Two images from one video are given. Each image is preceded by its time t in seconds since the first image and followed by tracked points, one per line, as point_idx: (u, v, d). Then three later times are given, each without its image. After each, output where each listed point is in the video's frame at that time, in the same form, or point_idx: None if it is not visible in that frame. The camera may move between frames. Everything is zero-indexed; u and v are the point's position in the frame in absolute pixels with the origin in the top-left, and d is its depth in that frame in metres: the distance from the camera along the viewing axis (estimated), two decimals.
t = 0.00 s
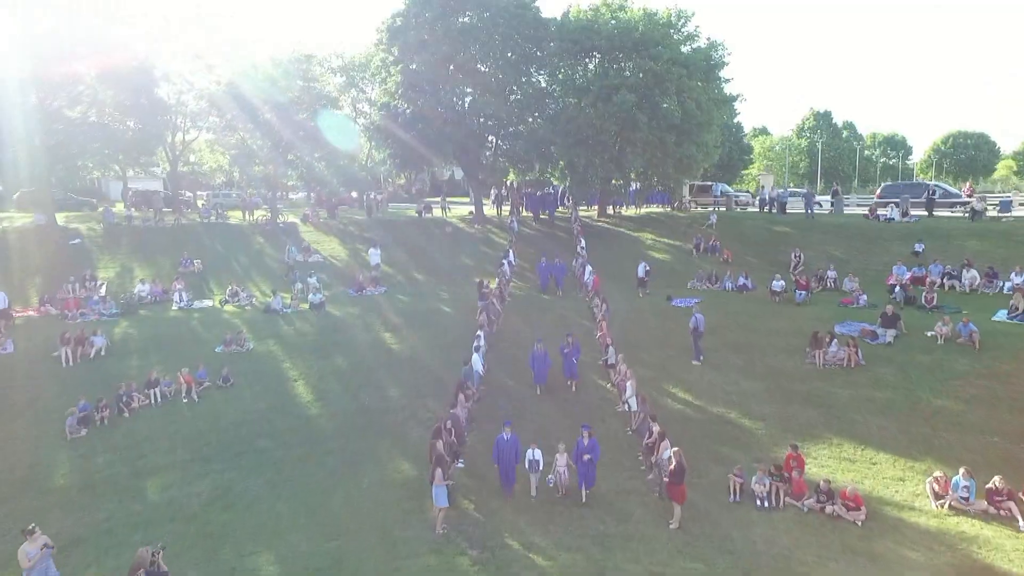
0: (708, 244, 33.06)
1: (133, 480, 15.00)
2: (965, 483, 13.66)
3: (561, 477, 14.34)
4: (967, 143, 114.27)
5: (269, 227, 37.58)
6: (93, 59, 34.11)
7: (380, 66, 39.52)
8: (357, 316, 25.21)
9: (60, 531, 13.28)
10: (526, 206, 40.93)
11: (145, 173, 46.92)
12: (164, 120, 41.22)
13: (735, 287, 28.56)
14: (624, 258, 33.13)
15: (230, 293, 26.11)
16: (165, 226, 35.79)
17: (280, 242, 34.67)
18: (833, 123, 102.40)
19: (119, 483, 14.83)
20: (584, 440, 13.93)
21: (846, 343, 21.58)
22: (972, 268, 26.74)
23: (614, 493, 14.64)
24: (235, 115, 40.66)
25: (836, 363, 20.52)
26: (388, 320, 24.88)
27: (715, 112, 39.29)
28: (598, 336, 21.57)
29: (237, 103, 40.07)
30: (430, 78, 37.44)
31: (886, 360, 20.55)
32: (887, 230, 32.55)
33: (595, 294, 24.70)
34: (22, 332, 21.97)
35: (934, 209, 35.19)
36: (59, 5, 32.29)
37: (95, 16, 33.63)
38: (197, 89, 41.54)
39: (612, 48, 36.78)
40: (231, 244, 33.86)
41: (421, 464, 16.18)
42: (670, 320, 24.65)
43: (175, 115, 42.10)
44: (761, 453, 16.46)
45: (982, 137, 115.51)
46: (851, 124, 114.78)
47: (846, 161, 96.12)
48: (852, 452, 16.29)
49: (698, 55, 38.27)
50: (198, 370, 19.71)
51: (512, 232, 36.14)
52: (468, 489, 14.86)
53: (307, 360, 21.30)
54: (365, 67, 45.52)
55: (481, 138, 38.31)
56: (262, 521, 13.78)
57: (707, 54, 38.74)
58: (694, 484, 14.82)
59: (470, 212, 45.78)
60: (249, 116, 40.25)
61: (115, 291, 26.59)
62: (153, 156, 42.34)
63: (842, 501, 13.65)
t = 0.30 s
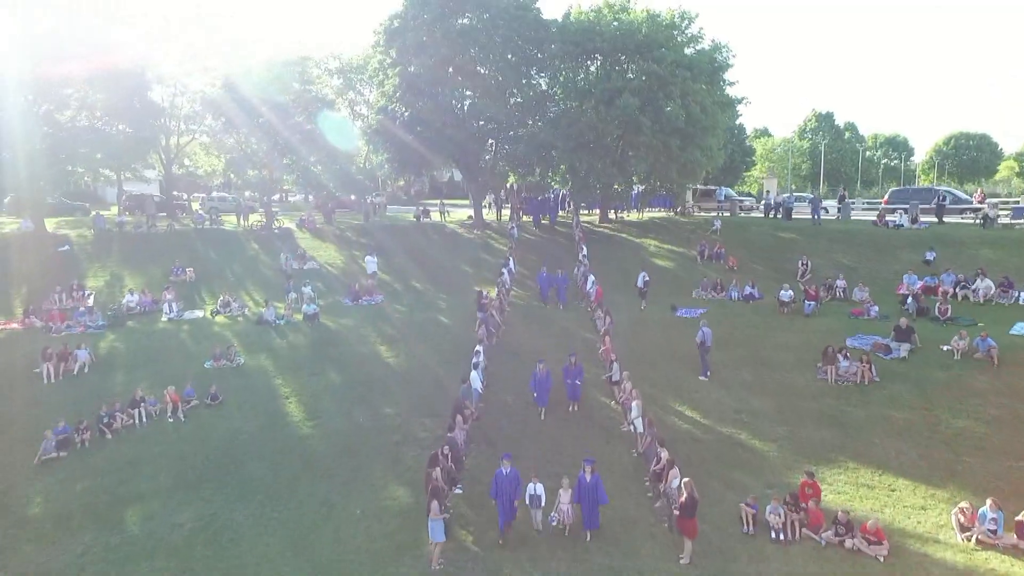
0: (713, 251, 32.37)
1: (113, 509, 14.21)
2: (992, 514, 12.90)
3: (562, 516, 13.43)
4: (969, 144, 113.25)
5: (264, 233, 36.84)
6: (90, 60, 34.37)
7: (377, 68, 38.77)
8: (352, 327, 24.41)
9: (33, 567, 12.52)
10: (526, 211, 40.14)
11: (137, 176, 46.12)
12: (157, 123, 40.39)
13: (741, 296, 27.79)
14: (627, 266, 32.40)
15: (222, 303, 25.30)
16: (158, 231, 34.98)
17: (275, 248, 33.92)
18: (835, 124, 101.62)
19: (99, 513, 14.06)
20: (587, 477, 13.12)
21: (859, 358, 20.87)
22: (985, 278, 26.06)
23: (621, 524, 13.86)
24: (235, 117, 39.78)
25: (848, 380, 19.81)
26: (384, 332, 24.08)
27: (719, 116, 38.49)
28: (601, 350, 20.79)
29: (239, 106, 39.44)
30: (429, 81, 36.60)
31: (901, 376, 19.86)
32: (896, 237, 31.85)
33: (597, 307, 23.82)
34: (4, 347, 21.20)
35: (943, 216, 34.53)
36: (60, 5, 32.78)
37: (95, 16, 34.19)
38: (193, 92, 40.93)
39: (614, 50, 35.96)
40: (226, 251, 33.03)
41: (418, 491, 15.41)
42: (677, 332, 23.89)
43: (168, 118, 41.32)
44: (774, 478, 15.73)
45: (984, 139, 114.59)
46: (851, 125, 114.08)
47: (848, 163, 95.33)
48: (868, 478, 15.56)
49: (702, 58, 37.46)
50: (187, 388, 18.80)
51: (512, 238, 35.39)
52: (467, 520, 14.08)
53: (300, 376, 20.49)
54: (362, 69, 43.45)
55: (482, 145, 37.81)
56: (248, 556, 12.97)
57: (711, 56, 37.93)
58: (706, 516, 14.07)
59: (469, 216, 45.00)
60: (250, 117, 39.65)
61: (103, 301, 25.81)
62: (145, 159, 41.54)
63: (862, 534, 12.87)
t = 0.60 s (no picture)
0: (709, 258, 31.76)
1: (79, 543, 13.31)
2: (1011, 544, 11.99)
3: (557, 557, 12.43)
4: (959, 146, 113.37)
5: (249, 239, 35.88)
6: (69, 61, 33.34)
7: (366, 70, 37.92)
8: (339, 341, 23.55)
9: None
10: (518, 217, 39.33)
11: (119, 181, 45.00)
12: (138, 125, 39.40)
13: (739, 306, 27.18)
14: (622, 273, 31.73)
15: (203, 315, 24.36)
16: (139, 237, 34.03)
17: (260, 256, 33.00)
18: (825, 125, 101.50)
19: (64, 548, 13.15)
20: (584, 515, 12.12)
21: (863, 372, 20.33)
22: (987, 287, 25.57)
23: (620, 556, 13.11)
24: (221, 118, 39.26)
25: (852, 396, 19.23)
26: (372, 346, 23.24)
27: (715, 120, 37.84)
28: (597, 366, 20.05)
29: (218, 105, 39.41)
30: (419, 83, 35.71)
31: (906, 392, 19.28)
32: (895, 244, 31.34)
33: (593, 319, 22.99)
34: None
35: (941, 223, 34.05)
36: (59, 5, 31.83)
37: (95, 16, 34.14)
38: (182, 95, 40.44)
39: (609, 53, 35.24)
40: (209, 258, 32.09)
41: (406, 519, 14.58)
42: (674, 345, 23.20)
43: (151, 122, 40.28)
44: (780, 503, 15.03)
45: (974, 140, 114.77)
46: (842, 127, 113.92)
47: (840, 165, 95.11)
48: (877, 504, 14.89)
49: (698, 61, 36.79)
50: (164, 408, 17.83)
51: (504, 245, 34.61)
52: (457, 553, 13.28)
53: (283, 393, 19.63)
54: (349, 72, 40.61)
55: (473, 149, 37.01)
56: None
57: (706, 59, 37.29)
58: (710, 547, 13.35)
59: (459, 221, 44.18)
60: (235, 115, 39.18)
61: (79, 313, 24.82)
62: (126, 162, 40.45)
63: (874, 568, 11.74)
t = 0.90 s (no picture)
0: (705, 265, 31.08)
1: None
2: None
3: None
4: (948, 148, 113.43)
5: (234, 244, 34.90)
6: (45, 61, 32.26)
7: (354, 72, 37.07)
8: (324, 354, 22.66)
9: None
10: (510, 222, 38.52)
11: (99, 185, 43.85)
12: (119, 127, 38.37)
13: (736, 315, 26.48)
14: (616, 281, 31.02)
15: (183, 327, 23.41)
16: (119, 244, 33.00)
17: (245, 263, 32.07)
18: (817, 126, 101.15)
19: None
20: (584, 564, 11.03)
21: (867, 388, 19.62)
22: (989, 296, 25.05)
23: None
24: (201, 121, 38.30)
25: (857, 413, 18.65)
26: (359, 360, 22.35)
27: (710, 123, 37.23)
28: (592, 382, 19.25)
29: (196, 109, 38.08)
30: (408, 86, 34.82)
31: (912, 409, 18.65)
32: (894, 251, 30.78)
33: (588, 332, 22.21)
34: None
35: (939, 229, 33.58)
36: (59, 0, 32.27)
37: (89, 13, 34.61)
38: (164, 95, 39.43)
39: (603, 56, 34.56)
40: (191, 266, 31.10)
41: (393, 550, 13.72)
42: (672, 359, 22.47)
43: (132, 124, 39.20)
44: (787, 530, 14.31)
45: (963, 142, 114.87)
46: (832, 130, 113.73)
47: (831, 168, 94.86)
48: (888, 531, 14.20)
49: (693, 63, 36.21)
50: (138, 430, 16.90)
51: (496, 251, 33.78)
52: None
53: (265, 412, 18.73)
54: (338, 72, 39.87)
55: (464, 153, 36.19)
56: None
57: (700, 62, 36.70)
58: None
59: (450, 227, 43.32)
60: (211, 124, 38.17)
61: (53, 325, 23.81)
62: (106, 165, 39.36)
63: None
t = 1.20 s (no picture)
0: (703, 272, 30.45)
1: None
2: None
3: None
4: (939, 149, 113.35)
5: (219, 251, 33.98)
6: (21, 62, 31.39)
7: (342, 74, 36.30)
8: (311, 369, 21.84)
9: None
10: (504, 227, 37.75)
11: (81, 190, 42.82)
12: (100, 130, 37.27)
13: (735, 326, 25.81)
14: (612, 289, 30.35)
15: (164, 341, 22.50)
16: (100, 252, 31.99)
17: (230, 271, 31.19)
18: (809, 130, 101.39)
19: None
20: None
21: (873, 406, 18.98)
22: (993, 307, 24.53)
23: None
24: (186, 127, 35.91)
25: (862, 432, 17.99)
26: (347, 375, 21.52)
27: (707, 127, 36.56)
28: (590, 400, 18.50)
29: (181, 113, 35.83)
30: (397, 88, 33.94)
31: (920, 428, 18.06)
32: (894, 258, 30.24)
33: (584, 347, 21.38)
34: None
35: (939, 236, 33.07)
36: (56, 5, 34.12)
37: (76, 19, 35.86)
38: (145, 98, 38.43)
39: (598, 58, 33.67)
40: (174, 274, 30.16)
41: None
42: (671, 374, 21.79)
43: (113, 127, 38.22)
44: (796, 560, 13.59)
45: (954, 143, 114.88)
46: (824, 130, 113.71)
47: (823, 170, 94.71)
48: (902, 561, 13.53)
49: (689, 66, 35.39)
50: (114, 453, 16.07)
51: (489, 258, 33.02)
52: None
53: (248, 432, 17.91)
54: (326, 74, 39.69)
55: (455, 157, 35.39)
56: None
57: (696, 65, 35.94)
58: None
59: (442, 232, 42.49)
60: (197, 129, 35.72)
61: (28, 339, 22.88)
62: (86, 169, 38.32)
63: None
